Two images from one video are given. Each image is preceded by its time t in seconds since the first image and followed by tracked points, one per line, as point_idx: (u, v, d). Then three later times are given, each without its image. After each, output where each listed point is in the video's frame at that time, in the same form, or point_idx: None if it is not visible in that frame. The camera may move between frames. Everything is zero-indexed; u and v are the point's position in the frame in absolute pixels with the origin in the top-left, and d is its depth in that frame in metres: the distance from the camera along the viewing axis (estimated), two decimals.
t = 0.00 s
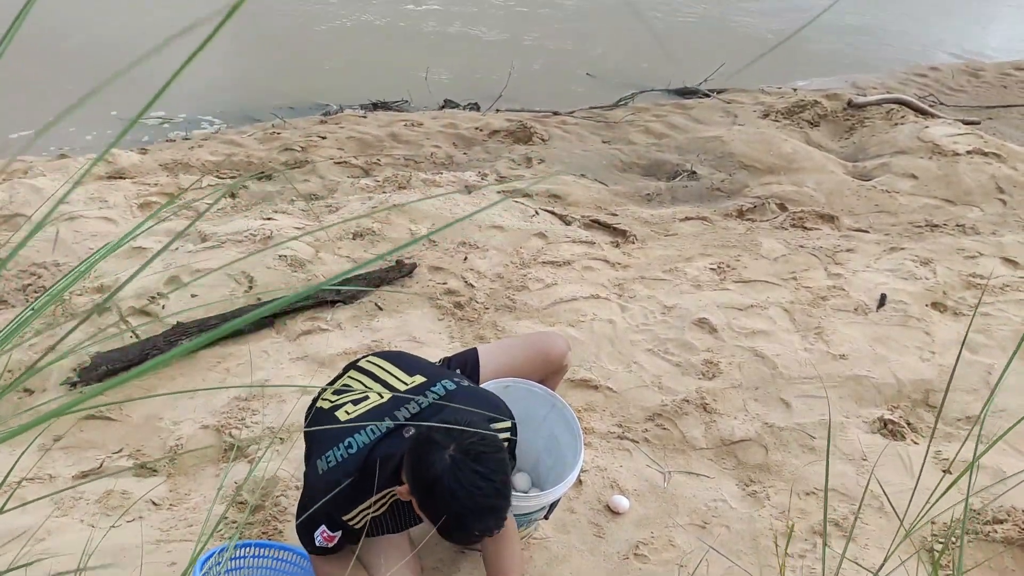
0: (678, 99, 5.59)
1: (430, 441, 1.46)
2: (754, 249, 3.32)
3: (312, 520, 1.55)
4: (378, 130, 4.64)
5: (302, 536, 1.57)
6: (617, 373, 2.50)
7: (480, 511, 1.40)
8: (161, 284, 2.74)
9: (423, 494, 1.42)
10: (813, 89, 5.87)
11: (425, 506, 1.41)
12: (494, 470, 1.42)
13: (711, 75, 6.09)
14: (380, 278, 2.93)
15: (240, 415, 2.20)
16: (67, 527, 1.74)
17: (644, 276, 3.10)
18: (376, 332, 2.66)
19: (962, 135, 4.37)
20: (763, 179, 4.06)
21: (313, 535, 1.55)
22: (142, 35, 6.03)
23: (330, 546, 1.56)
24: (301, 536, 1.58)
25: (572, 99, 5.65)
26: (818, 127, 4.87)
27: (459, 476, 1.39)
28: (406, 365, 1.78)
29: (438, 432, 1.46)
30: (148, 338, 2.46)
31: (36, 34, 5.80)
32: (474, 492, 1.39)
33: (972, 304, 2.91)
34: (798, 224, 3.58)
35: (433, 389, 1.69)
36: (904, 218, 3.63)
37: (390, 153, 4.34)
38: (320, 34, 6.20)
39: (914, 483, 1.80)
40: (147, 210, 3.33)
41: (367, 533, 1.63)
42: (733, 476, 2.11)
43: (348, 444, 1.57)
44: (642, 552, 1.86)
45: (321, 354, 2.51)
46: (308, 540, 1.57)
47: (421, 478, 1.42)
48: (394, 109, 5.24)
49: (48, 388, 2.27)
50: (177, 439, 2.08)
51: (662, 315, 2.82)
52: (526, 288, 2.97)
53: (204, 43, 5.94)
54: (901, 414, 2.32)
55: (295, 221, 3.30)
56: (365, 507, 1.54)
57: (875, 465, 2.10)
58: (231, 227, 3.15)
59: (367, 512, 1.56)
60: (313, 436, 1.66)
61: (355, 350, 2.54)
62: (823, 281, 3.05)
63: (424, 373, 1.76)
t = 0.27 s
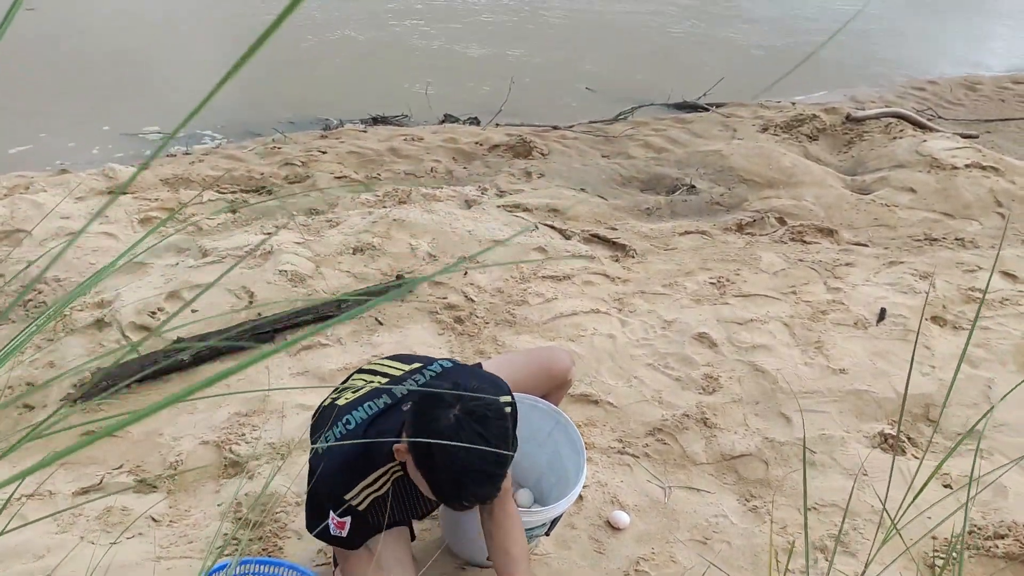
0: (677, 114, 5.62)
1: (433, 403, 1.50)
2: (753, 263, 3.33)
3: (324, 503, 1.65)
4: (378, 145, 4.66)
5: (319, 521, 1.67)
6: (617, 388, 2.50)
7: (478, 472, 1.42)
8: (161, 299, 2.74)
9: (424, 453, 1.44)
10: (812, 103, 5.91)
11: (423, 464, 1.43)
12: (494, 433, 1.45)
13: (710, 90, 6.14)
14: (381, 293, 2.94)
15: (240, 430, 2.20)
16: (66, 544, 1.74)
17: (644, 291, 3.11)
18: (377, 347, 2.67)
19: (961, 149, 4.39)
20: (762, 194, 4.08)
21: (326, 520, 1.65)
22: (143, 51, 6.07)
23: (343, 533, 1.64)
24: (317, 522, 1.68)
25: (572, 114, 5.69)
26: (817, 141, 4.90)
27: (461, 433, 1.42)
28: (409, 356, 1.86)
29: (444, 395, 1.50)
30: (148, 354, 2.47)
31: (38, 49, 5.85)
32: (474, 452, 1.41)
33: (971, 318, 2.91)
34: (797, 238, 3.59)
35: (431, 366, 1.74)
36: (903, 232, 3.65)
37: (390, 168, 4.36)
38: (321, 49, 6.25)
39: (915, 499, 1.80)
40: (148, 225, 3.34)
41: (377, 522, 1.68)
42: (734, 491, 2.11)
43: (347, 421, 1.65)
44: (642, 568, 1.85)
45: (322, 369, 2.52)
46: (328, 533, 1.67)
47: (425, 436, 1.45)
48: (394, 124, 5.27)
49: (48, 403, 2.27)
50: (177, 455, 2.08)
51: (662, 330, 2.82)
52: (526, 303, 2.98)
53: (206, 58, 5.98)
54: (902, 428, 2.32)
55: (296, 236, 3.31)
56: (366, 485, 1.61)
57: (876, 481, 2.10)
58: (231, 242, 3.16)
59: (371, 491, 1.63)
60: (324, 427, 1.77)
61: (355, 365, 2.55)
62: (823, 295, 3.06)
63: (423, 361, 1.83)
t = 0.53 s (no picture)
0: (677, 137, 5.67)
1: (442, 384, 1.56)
2: (754, 286, 3.34)
3: (335, 509, 1.62)
4: (380, 168, 4.70)
5: (331, 530, 1.64)
6: (618, 411, 2.50)
7: (492, 443, 1.44)
8: (163, 322, 2.75)
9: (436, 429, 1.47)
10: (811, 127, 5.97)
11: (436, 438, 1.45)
12: (504, 405, 1.50)
13: (709, 113, 6.20)
14: (381, 315, 2.95)
15: (241, 454, 2.21)
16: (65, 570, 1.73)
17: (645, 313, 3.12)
18: (378, 369, 2.67)
19: (959, 172, 4.42)
20: (762, 216, 4.11)
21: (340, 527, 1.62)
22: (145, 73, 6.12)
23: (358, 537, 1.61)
24: (330, 532, 1.65)
25: (572, 137, 5.75)
26: (816, 164, 4.94)
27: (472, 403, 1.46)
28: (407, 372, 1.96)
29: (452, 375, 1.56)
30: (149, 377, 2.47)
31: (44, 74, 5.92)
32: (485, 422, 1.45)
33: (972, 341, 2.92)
34: (797, 261, 3.61)
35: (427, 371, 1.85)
36: (903, 255, 3.67)
37: (392, 190, 4.40)
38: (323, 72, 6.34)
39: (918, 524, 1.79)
40: (150, 248, 3.36)
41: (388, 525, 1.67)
42: (735, 516, 2.11)
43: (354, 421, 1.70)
44: None
45: (323, 392, 2.52)
46: (343, 539, 1.64)
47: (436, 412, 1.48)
48: (395, 147, 5.32)
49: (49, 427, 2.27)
50: (177, 479, 2.08)
51: (663, 352, 2.82)
52: (527, 326, 2.99)
53: (210, 82, 6.05)
54: (903, 452, 2.32)
55: (297, 258, 3.33)
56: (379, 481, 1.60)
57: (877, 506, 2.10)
58: (233, 265, 3.17)
59: (385, 486, 1.61)
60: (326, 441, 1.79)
61: (356, 388, 2.55)
62: (824, 318, 3.07)
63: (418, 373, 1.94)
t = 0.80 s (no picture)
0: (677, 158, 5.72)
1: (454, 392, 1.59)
2: (755, 306, 3.35)
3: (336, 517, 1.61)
4: (381, 188, 4.73)
5: (329, 540, 1.62)
6: (619, 432, 2.50)
7: (508, 448, 1.45)
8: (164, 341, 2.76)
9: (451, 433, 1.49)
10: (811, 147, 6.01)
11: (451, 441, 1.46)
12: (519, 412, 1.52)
13: (709, 134, 6.24)
14: (383, 335, 2.95)
15: (241, 474, 2.21)
16: None
17: (646, 333, 3.12)
18: (379, 389, 2.68)
19: (959, 193, 4.45)
20: (762, 236, 4.13)
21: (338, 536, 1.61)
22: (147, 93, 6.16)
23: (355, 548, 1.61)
24: (327, 543, 1.63)
25: (574, 157, 5.79)
26: (816, 184, 4.97)
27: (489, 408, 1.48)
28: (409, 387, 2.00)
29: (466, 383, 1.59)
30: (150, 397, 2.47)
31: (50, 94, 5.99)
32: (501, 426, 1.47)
33: (974, 361, 2.92)
34: (798, 281, 3.62)
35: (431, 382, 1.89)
36: (903, 275, 3.68)
37: (394, 211, 4.42)
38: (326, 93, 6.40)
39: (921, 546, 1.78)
40: (152, 268, 3.38)
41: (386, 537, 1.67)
42: (737, 537, 2.10)
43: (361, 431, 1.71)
44: None
45: (323, 412, 2.52)
46: (340, 552, 1.62)
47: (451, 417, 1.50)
48: (397, 167, 5.36)
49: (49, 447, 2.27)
50: (177, 500, 2.08)
51: (664, 373, 2.82)
52: (528, 346, 3.00)
53: (214, 102, 6.10)
54: (905, 473, 2.32)
55: (299, 278, 3.34)
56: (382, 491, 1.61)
57: (880, 527, 2.09)
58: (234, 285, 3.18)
59: (389, 495, 1.61)
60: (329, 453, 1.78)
61: (357, 408, 2.55)
62: (825, 338, 3.07)
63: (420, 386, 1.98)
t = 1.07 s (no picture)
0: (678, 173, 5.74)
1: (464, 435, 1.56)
2: (756, 320, 3.36)
3: (341, 543, 1.60)
4: (384, 203, 4.75)
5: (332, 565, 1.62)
6: (621, 446, 2.50)
7: (519, 500, 1.44)
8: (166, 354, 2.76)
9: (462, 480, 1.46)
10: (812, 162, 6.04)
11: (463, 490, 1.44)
12: (530, 463, 1.51)
13: (710, 149, 6.27)
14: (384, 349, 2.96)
15: (243, 488, 2.21)
16: None
17: (648, 347, 3.12)
18: (381, 403, 2.68)
19: (960, 207, 4.46)
20: (763, 251, 4.14)
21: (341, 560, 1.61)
22: (149, 107, 6.20)
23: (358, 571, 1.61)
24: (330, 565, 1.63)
25: (575, 172, 5.81)
26: (817, 199, 4.98)
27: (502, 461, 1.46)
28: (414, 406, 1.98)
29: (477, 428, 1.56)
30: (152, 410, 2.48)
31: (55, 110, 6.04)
32: (514, 477, 1.45)
33: (976, 375, 2.92)
34: (799, 295, 3.63)
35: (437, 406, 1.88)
36: (905, 289, 3.69)
37: (396, 225, 4.44)
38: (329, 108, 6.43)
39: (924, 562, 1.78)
40: (155, 282, 3.39)
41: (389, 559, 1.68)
42: (740, 552, 2.10)
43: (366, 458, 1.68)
44: None
45: (325, 426, 2.52)
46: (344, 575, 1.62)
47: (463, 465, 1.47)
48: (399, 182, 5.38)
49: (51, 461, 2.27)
50: (179, 514, 2.08)
51: (666, 387, 2.81)
52: (529, 360, 3.00)
53: (217, 117, 6.14)
54: (908, 487, 2.32)
55: (301, 292, 3.35)
56: (385, 520, 1.60)
57: (882, 542, 2.09)
58: (237, 299, 3.19)
59: (393, 522, 1.61)
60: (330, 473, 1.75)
61: (358, 422, 2.55)
62: (826, 352, 3.07)
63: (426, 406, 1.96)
